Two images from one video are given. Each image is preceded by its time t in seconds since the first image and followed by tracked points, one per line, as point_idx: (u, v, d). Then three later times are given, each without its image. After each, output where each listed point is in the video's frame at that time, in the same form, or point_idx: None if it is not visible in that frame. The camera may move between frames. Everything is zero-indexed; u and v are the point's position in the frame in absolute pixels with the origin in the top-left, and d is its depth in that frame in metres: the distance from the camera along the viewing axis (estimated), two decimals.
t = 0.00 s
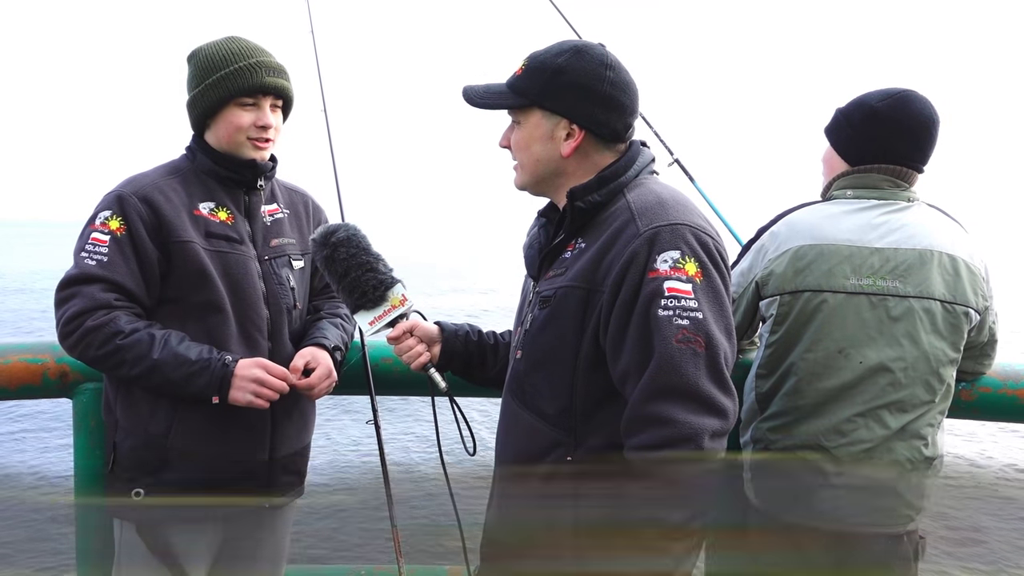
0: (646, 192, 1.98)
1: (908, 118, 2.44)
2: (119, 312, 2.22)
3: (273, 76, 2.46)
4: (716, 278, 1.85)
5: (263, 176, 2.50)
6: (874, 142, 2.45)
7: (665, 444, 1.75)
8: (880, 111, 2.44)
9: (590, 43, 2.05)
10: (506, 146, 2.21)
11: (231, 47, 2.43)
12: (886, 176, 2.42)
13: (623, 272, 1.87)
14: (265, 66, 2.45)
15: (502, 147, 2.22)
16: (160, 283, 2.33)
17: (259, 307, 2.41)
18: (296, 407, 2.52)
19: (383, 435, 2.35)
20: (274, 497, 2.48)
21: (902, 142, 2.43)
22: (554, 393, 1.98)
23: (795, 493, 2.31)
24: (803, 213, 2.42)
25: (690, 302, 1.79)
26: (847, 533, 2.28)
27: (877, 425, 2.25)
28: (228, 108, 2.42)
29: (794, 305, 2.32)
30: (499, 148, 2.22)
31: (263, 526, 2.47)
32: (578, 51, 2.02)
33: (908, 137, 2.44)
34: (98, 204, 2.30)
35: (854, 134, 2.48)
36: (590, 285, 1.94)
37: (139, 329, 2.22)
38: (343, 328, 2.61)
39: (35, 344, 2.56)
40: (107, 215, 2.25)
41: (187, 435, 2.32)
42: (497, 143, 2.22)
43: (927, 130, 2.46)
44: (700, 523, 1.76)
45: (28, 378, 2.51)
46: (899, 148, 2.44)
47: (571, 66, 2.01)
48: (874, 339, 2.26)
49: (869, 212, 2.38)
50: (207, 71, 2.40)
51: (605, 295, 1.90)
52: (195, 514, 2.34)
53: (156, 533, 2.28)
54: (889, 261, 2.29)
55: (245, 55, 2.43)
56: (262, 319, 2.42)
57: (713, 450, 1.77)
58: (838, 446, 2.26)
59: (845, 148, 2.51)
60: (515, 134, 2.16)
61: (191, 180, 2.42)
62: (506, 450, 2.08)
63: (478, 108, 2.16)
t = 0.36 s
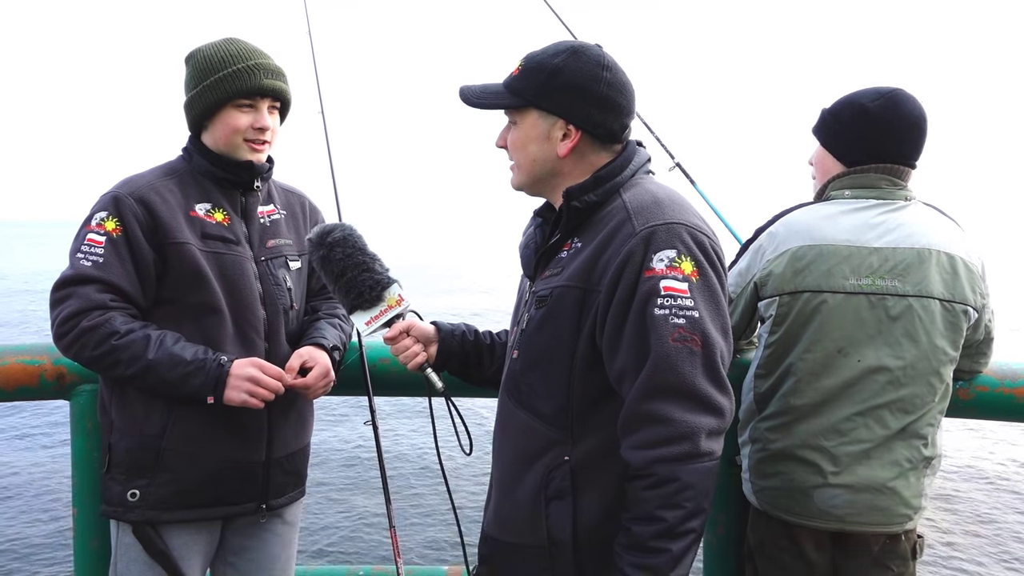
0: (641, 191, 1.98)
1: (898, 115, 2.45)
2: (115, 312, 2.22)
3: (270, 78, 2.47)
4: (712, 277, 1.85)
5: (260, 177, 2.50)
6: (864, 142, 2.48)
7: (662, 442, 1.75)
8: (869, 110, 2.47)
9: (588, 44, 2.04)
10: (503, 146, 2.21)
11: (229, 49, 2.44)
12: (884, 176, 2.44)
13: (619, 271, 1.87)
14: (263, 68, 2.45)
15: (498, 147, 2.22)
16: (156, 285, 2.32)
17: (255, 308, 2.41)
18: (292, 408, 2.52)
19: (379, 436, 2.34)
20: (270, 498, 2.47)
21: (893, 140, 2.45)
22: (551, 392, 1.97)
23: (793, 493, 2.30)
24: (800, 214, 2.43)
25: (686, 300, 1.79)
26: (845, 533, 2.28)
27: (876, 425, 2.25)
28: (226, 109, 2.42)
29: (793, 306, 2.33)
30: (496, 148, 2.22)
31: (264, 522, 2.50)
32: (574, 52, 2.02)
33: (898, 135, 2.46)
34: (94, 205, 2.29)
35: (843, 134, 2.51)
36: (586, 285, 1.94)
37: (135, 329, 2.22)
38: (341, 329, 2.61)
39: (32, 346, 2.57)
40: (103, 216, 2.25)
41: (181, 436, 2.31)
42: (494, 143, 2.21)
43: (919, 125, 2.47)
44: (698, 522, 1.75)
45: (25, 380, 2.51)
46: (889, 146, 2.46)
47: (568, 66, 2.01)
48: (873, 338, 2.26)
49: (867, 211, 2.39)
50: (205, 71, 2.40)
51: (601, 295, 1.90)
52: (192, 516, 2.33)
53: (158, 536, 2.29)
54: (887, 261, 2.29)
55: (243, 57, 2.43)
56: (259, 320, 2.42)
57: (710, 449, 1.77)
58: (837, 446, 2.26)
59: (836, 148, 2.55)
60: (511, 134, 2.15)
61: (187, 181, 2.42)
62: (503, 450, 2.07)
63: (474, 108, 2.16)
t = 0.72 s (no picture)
0: (639, 189, 1.97)
1: (867, 116, 2.54)
2: (111, 312, 2.21)
3: (268, 78, 2.46)
4: (710, 274, 1.85)
5: (257, 176, 2.50)
6: (838, 141, 2.55)
7: (662, 441, 1.74)
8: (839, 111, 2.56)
9: (585, 42, 2.04)
10: (500, 145, 2.20)
11: (227, 49, 2.43)
12: (867, 172, 2.48)
13: (617, 269, 1.86)
14: (261, 67, 2.45)
15: (495, 146, 2.22)
16: (153, 285, 2.32)
17: (253, 308, 2.40)
18: (290, 408, 2.52)
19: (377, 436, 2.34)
20: (267, 499, 2.47)
21: (866, 137, 2.53)
22: (549, 391, 1.97)
23: (795, 492, 2.29)
24: (787, 216, 2.43)
25: (685, 298, 1.79)
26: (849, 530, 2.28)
27: (876, 420, 2.25)
28: (224, 109, 2.41)
29: (792, 309, 2.32)
30: (493, 147, 2.21)
31: (262, 523, 2.50)
32: (572, 49, 2.01)
33: (870, 132, 2.54)
34: (91, 205, 2.28)
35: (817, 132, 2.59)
36: (585, 283, 1.93)
37: (131, 329, 2.21)
38: (340, 328, 2.61)
39: (31, 347, 2.56)
40: (100, 216, 2.24)
41: (178, 436, 2.31)
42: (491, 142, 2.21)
43: (887, 124, 2.57)
44: (698, 520, 1.75)
45: (24, 381, 2.51)
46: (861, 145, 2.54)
47: (565, 64, 2.00)
48: (871, 334, 2.26)
49: (853, 208, 2.41)
50: (203, 71, 2.39)
51: (599, 293, 1.89)
52: (189, 516, 2.32)
53: (155, 536, 2.28)
54: (880, 257, 2.30)
55: (241, 57, 2.43)
56: (256, 320, 2.42)
57: (710, 446, 1.77)
58: (839, 443, 2.25)
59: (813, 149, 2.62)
60: (508, 133, 2.15)
61: (185, 181, 2.41)
62: (502, 451, 2.07)
63: (471, 106, 2.16)
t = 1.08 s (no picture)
0: (636, 188, 1.97)
1: (840, 110, 2.57)
2: (106, 311, 2.21)
3: (270, 78, 2.46)
4: (709, 274, 1.84)
5: (255, 176, 2.50)
6: (812, 140, 2.59)
7: (662, 439, 1.74)
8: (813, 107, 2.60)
9: (585, 42, 2.03)
10: (498, 143, 2.19)
11: (228, 49, 2.43)
12: (850, 170, 2.50)
13: (615, 268, 1.86)
14: (263, 67, 2.45)
15: (493, 144, 2.21)
16: (149, 284, 2.31)
17: (250, 308, 2.40)
18: (286, 408, 2.52)
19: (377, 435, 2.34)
20: (261, 499, 2.46)
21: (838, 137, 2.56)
22: (548, 391, 1.96)
23: (796, 490, 2.28)
24: (774, 217, 2.45)
25: (683, 298, 1.78)
26: (850, 526, 2.27)
27: (874, 415, 2.24)
28: (223, 108, 2.41)
29: (786, 309, 2.33)
30: (490, 146, 2.21)
31: (256, 523, 2.50)
32: (571, 48, 2.01)
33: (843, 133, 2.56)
34: (87, 204, 2.28)
35: (792, 136, 2.64)
36: (582, 282, 1.93)
37: (127, 328, 2.21)
38: (338, 327, 2.61)
39: (29, 346, 2.56)
40: (97, 214, 2.23)
41: (172, 436, 2.31)
42: (489, 141, 2.20)
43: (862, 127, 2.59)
44: (696, 519, 1.75)
45: (23, 380, 2.51)
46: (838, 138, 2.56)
47: (564, 63, 2.00)
48: (866, 329, 2.26)
49: (840, 206, 2.42)
50: (205, 70, 2.39)
51: (597, 292, 1.89)
52: (184, 516, 2.31)
53: (149, 535, 2.27)
54: (868, 253, 2.31)
55: (243, 57, 2.42)
56: (253, 320, 2.41)
57: (709, 445, 1.77)
58: (838, 439, 2.25)
59: (790, 152, 2.66)
60: (506, 130, 2.14)
61: (182, 180, 2.40)
62: (500, 450, 2.06)
63: (469, 104, 2.15)
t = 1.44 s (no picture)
0: (635, 187, 1.97)
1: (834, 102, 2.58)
2: (105, 311, 2.21)
3: (268, 76, 2.46)
4: (708, 273, 1.84)
5: (254, 174, 2.49)
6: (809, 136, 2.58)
7: (663, 439, 1.73)
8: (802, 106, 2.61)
9: (583, 40, 2.03)
10: (497, 142, 2.19)
11: (226, 47, 2.43)
12: (841, 168, 2.51)
13: (614, 268, 1.86)
14: (260, 65, 2.44)
15: (492, 143, 2.21)
16: (148, 283, 2.31)
17: (249, 307, 2.40)
18: (285, 407, 2.52)
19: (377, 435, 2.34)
20: (260, 498, 2.46)
21: (831, 136, 2.55)
22: (546, 391, 1.96)
23: (790, 490, 2.28)
24: (765, 217, 2.46)
25: (681, 297, 1.78)
26: (847, 527, 2.27)
27: (867, 416, 2.24)
28: (222, 107, 2.41)
29: (774, 309, 2.34)
30: (489, 144, 2.21)
31: (254, 523, 2.50)
32: (569, 47, 2.01)
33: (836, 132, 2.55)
34: (86, 203, 2.28)
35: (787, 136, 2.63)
36: (581, 281, 1.93)
37: (125, 328, 2.21)
38: (336, 326, 2.61)
39: (27, 345, 2.56)
40: (95, 213, 2.23)
41: (171, 435, 2.31)
42: (488, 140, 2.20)
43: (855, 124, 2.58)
44: (694, 519, 1.75)
45: (21, 379, 2.50)
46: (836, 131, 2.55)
47: (563, 61, 2.00)
48: (856, 330, 2.27)
49: (831, 206, 2.42)
50: (203, 68, 2.39)
51: (596, 291, 1.89)
52: (183, 515, 2.31)
53: (147, 535, 2.27)
54: (857, 253, 2.31)
55: (240, 55, 2.42)
56: (253, 319, 2.41)
57: (708, 445, 1.77)
58: (831, 440, 2.25)
59: (784, 154, 2.67)
60: (504, 131, 2.14)
61: (181, 179, 2.40)
62: (499, 449, 2.06)
63: (468, 103, 2.15)
